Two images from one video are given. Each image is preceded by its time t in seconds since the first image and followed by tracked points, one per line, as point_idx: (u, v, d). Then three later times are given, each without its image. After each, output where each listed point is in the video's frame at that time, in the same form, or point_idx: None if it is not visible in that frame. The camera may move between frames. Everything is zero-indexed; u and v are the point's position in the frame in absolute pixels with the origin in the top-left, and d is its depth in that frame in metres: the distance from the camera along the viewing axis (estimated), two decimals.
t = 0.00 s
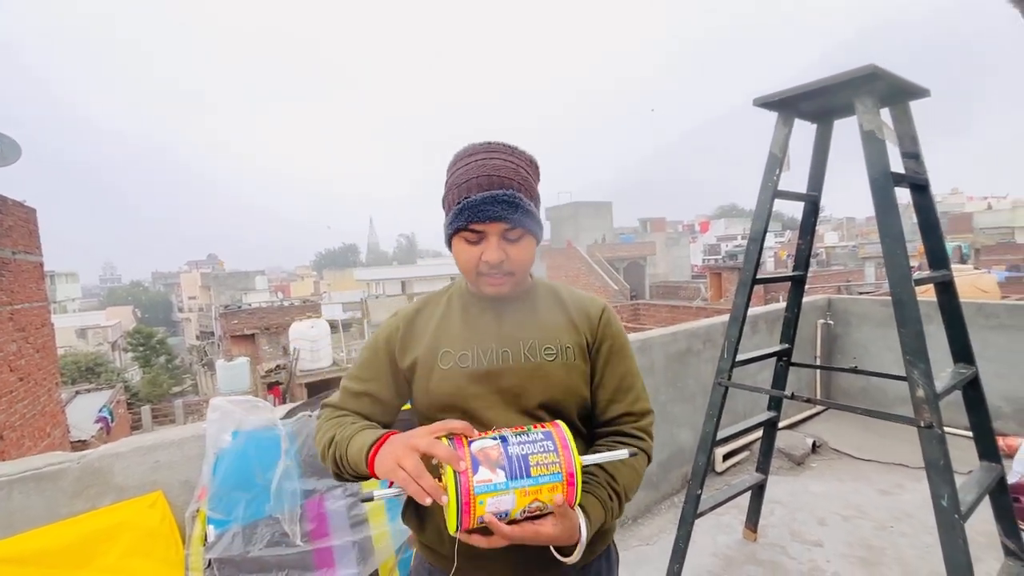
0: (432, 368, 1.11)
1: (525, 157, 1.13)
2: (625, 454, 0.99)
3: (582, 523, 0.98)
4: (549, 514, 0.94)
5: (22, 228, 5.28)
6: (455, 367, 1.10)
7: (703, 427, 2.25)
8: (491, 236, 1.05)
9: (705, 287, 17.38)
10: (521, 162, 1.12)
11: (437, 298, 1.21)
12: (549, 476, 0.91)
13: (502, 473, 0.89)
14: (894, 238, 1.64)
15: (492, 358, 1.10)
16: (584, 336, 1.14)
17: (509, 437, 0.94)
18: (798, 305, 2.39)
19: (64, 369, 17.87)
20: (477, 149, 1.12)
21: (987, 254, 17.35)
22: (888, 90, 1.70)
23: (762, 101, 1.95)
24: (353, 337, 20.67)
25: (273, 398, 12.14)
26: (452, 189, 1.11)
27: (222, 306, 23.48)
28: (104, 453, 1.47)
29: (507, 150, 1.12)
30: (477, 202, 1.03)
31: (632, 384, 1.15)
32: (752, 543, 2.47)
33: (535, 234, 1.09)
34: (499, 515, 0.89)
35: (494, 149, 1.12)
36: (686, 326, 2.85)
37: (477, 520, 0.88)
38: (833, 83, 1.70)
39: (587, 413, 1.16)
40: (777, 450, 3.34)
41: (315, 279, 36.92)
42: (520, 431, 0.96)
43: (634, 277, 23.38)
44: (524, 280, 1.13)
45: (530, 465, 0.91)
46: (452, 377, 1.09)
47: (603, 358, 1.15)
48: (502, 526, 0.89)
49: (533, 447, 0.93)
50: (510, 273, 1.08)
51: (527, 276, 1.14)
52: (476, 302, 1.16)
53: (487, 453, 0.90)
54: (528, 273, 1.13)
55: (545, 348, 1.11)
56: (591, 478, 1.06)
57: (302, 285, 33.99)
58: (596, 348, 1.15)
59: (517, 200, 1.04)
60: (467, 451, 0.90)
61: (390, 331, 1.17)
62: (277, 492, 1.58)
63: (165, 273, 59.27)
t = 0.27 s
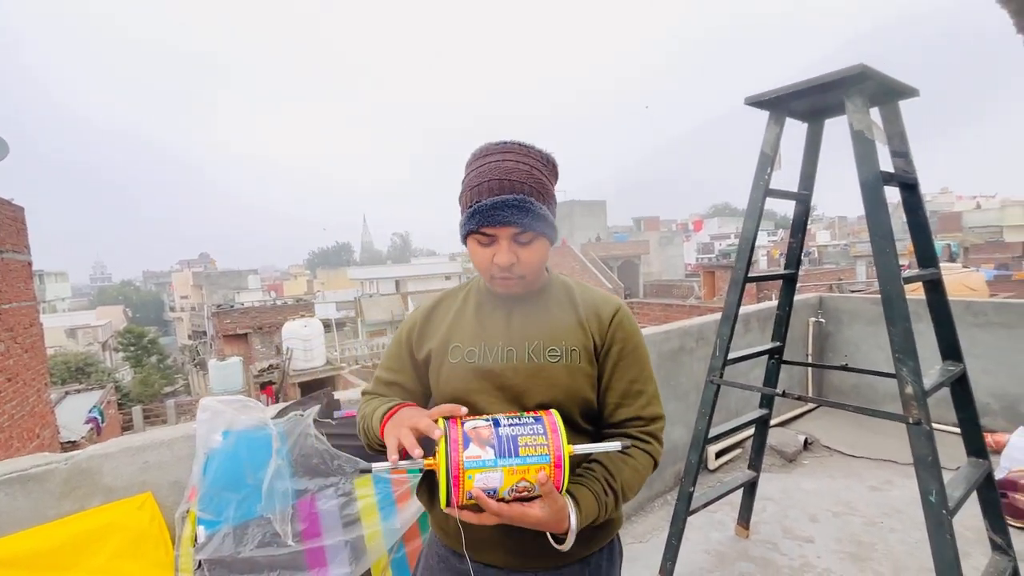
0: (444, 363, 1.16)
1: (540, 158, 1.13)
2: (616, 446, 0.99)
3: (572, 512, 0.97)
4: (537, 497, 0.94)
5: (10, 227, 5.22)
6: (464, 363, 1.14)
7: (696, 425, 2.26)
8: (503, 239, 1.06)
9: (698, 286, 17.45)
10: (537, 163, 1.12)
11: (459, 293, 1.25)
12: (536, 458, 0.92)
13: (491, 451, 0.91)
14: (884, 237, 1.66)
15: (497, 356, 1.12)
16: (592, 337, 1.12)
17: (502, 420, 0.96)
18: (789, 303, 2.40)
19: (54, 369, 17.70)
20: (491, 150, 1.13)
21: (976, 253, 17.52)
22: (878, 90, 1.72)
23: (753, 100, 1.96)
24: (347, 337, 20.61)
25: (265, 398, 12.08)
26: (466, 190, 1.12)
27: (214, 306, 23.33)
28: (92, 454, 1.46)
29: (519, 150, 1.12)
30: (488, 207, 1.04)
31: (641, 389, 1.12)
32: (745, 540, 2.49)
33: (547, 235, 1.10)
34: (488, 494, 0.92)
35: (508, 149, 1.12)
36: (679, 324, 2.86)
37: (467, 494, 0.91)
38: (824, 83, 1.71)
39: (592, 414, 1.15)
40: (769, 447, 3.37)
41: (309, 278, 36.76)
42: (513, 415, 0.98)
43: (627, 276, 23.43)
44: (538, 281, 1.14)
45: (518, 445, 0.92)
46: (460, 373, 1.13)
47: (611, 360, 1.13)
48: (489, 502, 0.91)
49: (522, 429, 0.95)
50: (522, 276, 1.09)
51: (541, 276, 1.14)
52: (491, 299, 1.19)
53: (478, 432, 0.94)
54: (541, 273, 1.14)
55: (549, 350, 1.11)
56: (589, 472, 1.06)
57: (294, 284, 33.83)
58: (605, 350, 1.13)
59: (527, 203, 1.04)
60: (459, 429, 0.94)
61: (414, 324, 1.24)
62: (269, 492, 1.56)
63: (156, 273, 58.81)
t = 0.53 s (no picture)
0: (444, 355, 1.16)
1: (543, 151, 1.15)
2: (600, 417, 1.02)
3: (553, 484, 0.98)
4: (520, 471, 0.95)
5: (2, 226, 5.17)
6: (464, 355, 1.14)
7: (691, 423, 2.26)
8: (506, 222, 1.07)
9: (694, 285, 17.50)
10: (540, 155, 1.14)
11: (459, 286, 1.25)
12: (520, 437, 0.93)
13: (475, 432, 0.91)
14: (877, 236, 1.66)
15: (497, 350, 1.13)
16: (591, 332, 1.12)
17: (484, 398, 0.96)
18: (784, 301, 2.41)
19: (47, 370, 17.58)
20: (495, 140, 1.15)
21: (969, 252, 17.64)
22: (871, 89, 1.72)
23: (748, 99, 1.96)
24: (342, 336, 20.56)
25: (261, 398, 12.03)
26: (469, 177, 1.13)
27: (209, 305, 23.23)
28: (84, 455, 1.45)
29: (523, 143, 1.14)
30: (492, 187, 1.05)
31: (639, 385, 1.12)
32: (740, 537, 2.50)
33: (548, 223, 1.11)
34: (471, 474, 0.92)
35: (512, 141, 1.14)
36: (674, 323, 2.87)
37: (450, 473, 0.92)
38: (818, 82, 1.71)
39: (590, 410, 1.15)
40: (764, 445, 3.38)
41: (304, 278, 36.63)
42: (495, 392, 0.98)
43: (623, 275, 23.46)
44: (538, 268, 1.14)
45: (502, 424, 0.93)
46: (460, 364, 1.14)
47: (609, 355, 1.12)
48: (472, 480, 0.91)
49: (505, 408, 0.95)
50: (523, 260, 1.09)
51: (541, 266, 1.14)
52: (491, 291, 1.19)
53: (461, 413, 0.93)
54: (541, 263, 1.14)
55: (547, 344, 1.12)
56: (578, 452, 1.07)
57: (290, 284, 33.72)
58: (603, 345, 1.12)
59: (531, 186, 1.06)
60: (441, 409, 0.93)
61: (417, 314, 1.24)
62: (263, 492, 1.55)
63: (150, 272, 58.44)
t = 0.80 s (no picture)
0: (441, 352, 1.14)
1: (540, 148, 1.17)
2: (600, 412, 1.04)
3: (557, 482, 0.98)
4: (524, 473, 0.95)
5: None
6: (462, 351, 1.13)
7: (689, 421, 2.26)
8: (506, 210, 1.07)
9: (691, 284, 17.51)
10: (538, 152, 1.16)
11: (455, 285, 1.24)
12: (526, 443, 0.93)
13: (482, 442, 0.90)
14: (876, 234, 1.66)
15: (496, 346, 1.12)
16: (588, 329, 1.12)
17: (488, 404, 0.94)
18: (782, 299, 2.41)
19: (43, 369, 17.52)
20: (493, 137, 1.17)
21: (966, 250, 17.69)
22: (870, 87, 1.72)
23: (746, 97, 1.96)
24: (340, 336, 20.53)
25: (259, 397, 12.00)
26: (469, 170, 1.13)
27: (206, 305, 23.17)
28: (81, 455, 1.44)
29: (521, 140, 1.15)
30: (492, 174, 1.06)
31: (635, 380, 1.12)
32: (738, 535, 2.50)
33: (546, 213, 1.12)
34: (479, 481, 0.92)
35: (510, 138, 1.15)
36: (673, 321, 2.87)
37: (456, 483, 0.91)
38: (816, 80, 1.71)
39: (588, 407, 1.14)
40: (762, 443, 3.38)
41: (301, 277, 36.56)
42: (498, 398, 0.96)
43: (621, 273, 23.47)
44: (537, 261, 1.13)
45: (508, 432, 0.92)
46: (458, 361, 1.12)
47: (606, 351, 1.12)
48: (480, 488, 0.91)
49: (510, 414, 0.93)
50: (523, 248, 1.08)
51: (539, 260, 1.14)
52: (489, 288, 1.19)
53: (466, 423, 0.91)
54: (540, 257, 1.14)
55: (546, 339, 1.11)
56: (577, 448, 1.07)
57: (287, 283, 33.66)
58: (600, 341, 1.13)
59: (530, 174, 1.07)
60: (446, 419, 0.91)
61: (413, 312, 1.23)
62: (261, 492, 1.55)
63: (146, 272, 58.29)
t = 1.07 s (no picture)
0: (439, 351, 1.13)
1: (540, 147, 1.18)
2: (593, 391, 1.01)
3: (552, 461, 0.98)
4: (520, 452, 0.95)
5: None
6: (461, 351, 1.12)
7: (690, 420, 2.25)
8: (507, 205, 1.07)
9: (692, 283, 17.50)
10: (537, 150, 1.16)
11: (453, 285, 1.23)
12: (522, 420, 0.93)
13: (478, 419, 0.89)
14: (877, 232, 1.66)
15: (494, 345, 1.11)
16: (586, 327, 1.12)
17: (484, 384, 0.93)
18: (783, 298, 2.41)
19: (44, 369, 17.52)
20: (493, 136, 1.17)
21: (966, 249, 17.70)
22: (872, 85, 1.72)
23: (747, 95, 1.95)
24: (340, 336, 20.50)
25: (259, 397, 12.00)
26: (469, 167, 1.13)
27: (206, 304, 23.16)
28: (80, 455, 1.43)
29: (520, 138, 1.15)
30: (493, 169, 1.06)
31: (632, 378, 1.12)
32: (739, 534, 2.50)
33: (546, 210, 1.12)
34: (476, 460, 0.91)
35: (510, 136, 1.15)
36: (673, 320, 2.86)
37: (453, 463, 0.89)
38: (818, 78, 1.70)
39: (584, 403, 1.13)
40: (763, 442, 3.38)
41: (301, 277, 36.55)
42: (493, 377, 0.95)
43: (621, 273, 23.46)
44: (536, 258, 1.13)
45: (504, 410, 0.92)
46: (457, 360, 1.11)
47: (604, 350, 1.12)
48: (477, 467, 0.90)
49: (505, 393, 0.93)
50: (523, 243, 1.08)
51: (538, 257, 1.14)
52: (487, 288, 1.18)
53: (462, 402, 0.90)
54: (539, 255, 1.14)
55: (545, 338, 1.11)
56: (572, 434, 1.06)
57: (287, 283, 33.66)
58: (597, 339, 1.12)
59: (530, 170, 1.07)
60: (441, 399, 0.90)
61: (411, 313, 1.22)
62: (262, 492, 1.54)
63: (146, 271, 58.27)
